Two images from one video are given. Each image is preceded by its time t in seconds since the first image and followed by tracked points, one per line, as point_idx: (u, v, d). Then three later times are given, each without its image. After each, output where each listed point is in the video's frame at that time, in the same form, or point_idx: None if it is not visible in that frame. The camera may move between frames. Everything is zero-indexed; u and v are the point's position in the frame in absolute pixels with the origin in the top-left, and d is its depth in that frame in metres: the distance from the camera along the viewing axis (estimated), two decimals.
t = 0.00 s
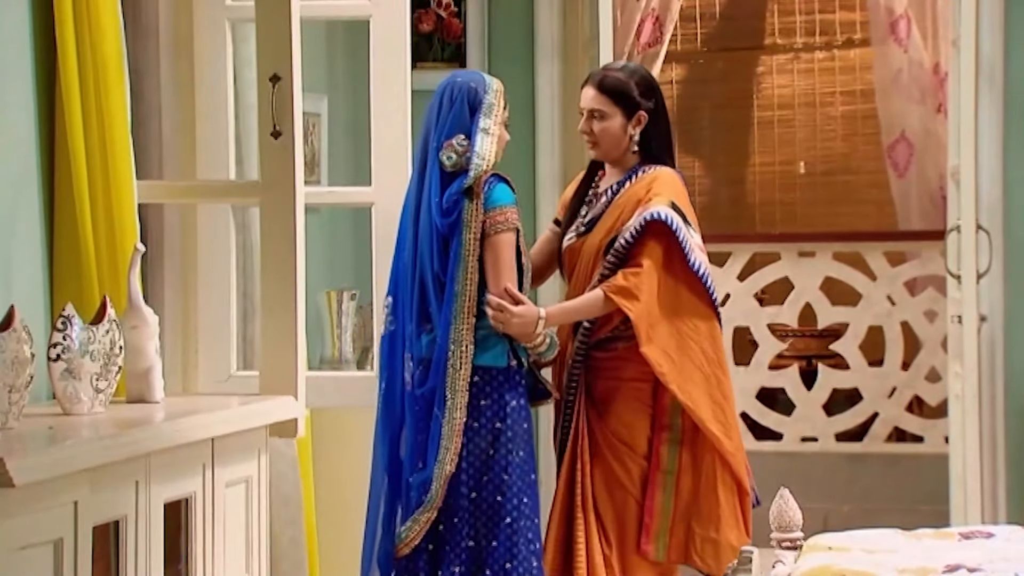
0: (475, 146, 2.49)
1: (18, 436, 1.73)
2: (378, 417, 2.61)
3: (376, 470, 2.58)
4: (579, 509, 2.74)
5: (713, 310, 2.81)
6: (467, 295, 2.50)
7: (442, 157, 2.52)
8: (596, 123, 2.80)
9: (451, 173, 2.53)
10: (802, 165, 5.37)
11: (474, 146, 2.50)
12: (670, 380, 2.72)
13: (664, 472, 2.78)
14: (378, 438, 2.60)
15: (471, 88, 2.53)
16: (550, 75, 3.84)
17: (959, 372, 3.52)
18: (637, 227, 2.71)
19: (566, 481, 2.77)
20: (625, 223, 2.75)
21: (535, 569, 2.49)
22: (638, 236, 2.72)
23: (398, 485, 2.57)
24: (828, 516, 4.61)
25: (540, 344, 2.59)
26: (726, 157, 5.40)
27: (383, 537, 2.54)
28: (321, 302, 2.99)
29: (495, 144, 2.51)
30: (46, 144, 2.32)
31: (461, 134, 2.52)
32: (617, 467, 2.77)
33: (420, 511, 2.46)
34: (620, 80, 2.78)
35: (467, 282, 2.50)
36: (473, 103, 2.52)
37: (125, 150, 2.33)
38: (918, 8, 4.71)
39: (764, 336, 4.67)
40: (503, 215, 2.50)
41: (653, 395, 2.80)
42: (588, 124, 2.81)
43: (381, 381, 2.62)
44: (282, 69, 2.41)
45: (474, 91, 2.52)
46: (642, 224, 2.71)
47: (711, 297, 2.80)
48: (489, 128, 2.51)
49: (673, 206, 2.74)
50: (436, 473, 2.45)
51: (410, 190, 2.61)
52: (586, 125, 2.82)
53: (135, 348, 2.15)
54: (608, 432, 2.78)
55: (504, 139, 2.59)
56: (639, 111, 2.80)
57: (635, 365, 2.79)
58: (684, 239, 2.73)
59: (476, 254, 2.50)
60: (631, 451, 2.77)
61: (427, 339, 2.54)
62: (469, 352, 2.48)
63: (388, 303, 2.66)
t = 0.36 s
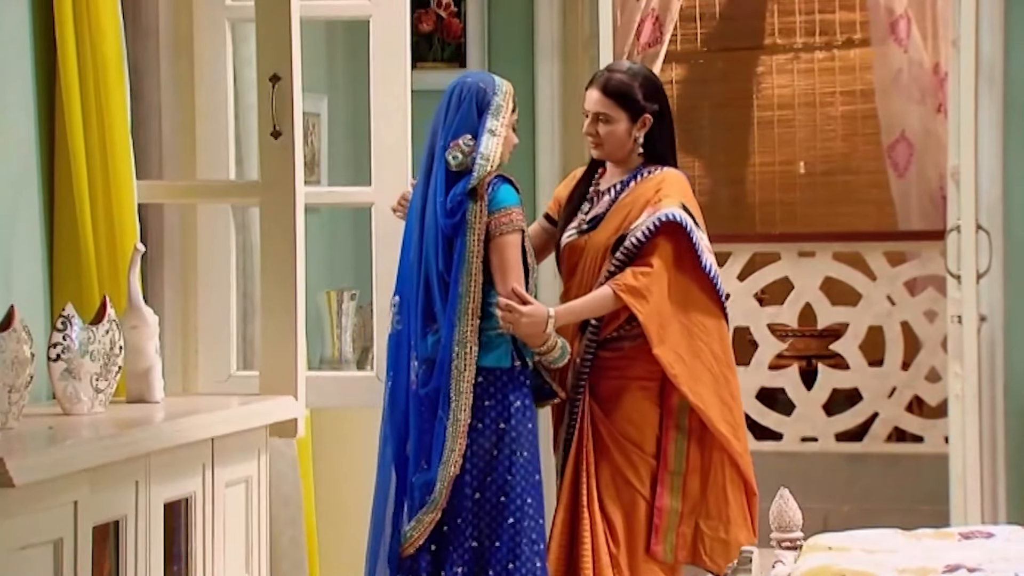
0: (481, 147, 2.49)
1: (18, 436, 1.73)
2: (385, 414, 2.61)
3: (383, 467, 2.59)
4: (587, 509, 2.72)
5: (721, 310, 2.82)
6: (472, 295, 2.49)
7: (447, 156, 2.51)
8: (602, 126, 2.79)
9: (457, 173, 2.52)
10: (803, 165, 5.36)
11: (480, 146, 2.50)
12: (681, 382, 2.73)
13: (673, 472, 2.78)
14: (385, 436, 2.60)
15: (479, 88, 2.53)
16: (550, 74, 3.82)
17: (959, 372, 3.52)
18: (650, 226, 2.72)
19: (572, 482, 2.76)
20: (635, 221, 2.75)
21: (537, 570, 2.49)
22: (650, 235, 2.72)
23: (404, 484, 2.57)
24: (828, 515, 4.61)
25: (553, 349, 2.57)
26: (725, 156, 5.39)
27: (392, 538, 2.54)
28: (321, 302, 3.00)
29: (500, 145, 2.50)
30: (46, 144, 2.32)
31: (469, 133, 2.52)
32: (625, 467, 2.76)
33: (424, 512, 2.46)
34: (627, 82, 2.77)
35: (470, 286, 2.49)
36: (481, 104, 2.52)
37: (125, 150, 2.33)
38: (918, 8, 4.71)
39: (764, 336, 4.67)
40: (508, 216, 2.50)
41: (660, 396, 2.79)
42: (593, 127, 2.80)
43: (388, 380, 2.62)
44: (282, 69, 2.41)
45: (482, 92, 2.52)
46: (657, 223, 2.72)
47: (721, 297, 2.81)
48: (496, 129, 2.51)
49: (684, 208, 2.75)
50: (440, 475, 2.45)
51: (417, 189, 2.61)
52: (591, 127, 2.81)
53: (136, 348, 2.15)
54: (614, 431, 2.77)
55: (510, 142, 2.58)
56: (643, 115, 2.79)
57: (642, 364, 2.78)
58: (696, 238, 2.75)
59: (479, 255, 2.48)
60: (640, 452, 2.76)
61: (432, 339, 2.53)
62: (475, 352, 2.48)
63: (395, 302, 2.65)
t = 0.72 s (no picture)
0: (481, 147, 2.49)
1: (18, 436, 1.73)
2: (387, 414, 2.61)
3: (386, 464, 2.59)
4: (592, 509, 2.71)
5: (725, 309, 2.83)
6: (471, 293, 2.48)
7: (447, 156, 2.51)
8: (602, 130, 2.78)
9: (457, 172, 2.52)
10: (802, 165, 5.36)
11: (481, 147, 2.49)
12: (686, 381, 2.73)
13: (679, 470, 2.78)
14: (388, 436, 2.60)
15: (482, 89, 2.53)
16: (550, 75, 3.82)
17: (959, 372, 3.52)
18: (654, 225, 2.72)
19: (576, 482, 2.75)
20: (637, 220, 2.75)
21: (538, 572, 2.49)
22: (654, 235, 2.71)
23: (406, 483, 2.57)
24: (828, 516, 4.61)
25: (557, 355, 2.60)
26: (725, 156, 5.39)
27: (397, 539, 2.56)
28: (321, 303, 2.99)
29: (501, 147, 2.50)
30: (46, 143, 2.31)
31: (469, 133, 2.52)
32: (631, 466, 2.75)
33: (424, 513, 2.46)
34: (626, 86, 2.75)
35: (468, 287, 2.48)
36: (483, 105, 2.52)
37: (125, 149, 2.33)
38: (918, 8, 4.71)
39: (764, 336, 4.66)
40: (508, 218, 2.49)
41: (665, 394, 2.79)
42: (592, 130, 2.79)
43: (390, 380, 2.62)
44: (282, 69, 2.41)
45: (484, 92, 2.52)
46: (663, 223, 2.72)
47: (724, 296, 2.82)
48: (497, 130, 2.51)
49: (687, 207, 2.75)
50: (441, 477, 2.45)
51: (418, 188, 2.61)
52: (590, 131, 2.80)
53: (135, 348, 2.15)
54: (619, 430, 2.77)
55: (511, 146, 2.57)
56: (642, 117, 2.79)
57: (646, 363, 2.78)
58: (701, 236, 2.75)
59: (477, 255, 2.48)
60: (646, 451, 2.76)
61: (432, 339, 2.54)
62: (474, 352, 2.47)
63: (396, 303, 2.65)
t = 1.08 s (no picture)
0: (477, 147, 2.49)
1: (18, 435, 1.73)
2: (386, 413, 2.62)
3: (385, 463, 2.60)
4: (598, 509, 2.70)
5: (729, 307, 2.82)
6: (464, 291, 2.48)
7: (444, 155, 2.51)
8: (603, 133, 2.77)
9: (454, 172, 2.52)
10: (802, 165, 5.36)
11: (478, 147, 2.50)
12: (690, 379, 2.73)
13: (687, 469, 2.77)
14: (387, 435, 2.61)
15: (484, 90, 2.53)
16: (550, 75, 3.82)
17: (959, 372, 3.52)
18: (656, 225, 2.71)
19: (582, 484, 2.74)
20: (638, 221, 2.74)
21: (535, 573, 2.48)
22: (656, 235, 2.71)
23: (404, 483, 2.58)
24: (828, 516, 4.66)
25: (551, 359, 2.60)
26: (726, 156, 5.38)
27: (398, 535, 2.55)
28: (320, 302, 3.00)
29: (497, 148, 2.50)
30: (46, 143, 2.31)
31: (468, 133, 2.52)
32: (637, 465, 2.75)
33: (420, 513, 2.47)
34: (626, 89, 2.74)
35: (461, 286, 2.48)
36: (484, 106, 2.52)
37: (125, 148, 2.33)
38: (919, 8, 4.70)
39: (764, 336, 4.66)
40: (503, 221, 2.48)
41: (671, 394, 2.79)
42: (593, 133, 2.78)
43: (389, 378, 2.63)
44: (282, 69, 2.41)
45: (487, 94, 2.53)
46: (664, 223, 2.71)
47: (727, 293, 2.81)
48: (496, 132, 2.51)
49: (687, 207, 2.75)
50: (436, 479, 2.45)
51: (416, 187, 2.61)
52: (590, 133, 2.79)
53: (135, 348, 2.15)
54: (625, 430, 2.76)
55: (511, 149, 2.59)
56: (643, 119, 2.79)
57: (651, 363, 2.78)
58: (702, 235, 2.74)
59: (469, 254, 2.48)
60: (652, 450, 2.75)
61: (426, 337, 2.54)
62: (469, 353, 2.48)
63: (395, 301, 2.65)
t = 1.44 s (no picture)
0: (474, 146, 2.49)
1: (18, 435, 1.73)
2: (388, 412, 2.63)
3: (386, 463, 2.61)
4: (603, 507, 2.65)
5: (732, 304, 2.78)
6: (456, 288, 2.48)
7: (442, 153, 2.51)
8: (605, 134, 2.74)
9: (452, 171, 2.52)
10: (802, 164, 5.35)
11: (475, 147, 2.49)
12: (694, 376, 2.69)
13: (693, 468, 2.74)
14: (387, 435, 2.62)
15: (488, 90, 2.52)
16: (550, 74, 3.82)
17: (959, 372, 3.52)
18: (659, 223, 2.67)
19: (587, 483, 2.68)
20: (640, 220, 2.71)
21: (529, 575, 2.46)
22: (659, 233, 2.67)
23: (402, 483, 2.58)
24: (828, 514, 4.63)
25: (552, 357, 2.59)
26: (726, 156, 5.39)
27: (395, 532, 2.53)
28: (321, 302, 2.98)
29: (495, 149, 2.50)
30: (46, 142, 2.32)
31: (467, 133, 2.52)
32: (642, 465, 2.70)
33: (412, 513, 2.47)
34: (628, 91, 2.71)
35: (452, 283, 2.48)
36: (484, 106, 2.51)
37: (124, 148, 2.34)
38: (918, 8, 4.70)
39: (764, 335, 4.66)
40: (497, 221, 2.47)
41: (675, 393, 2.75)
42: (594, 134, 2.75)
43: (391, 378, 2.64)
44: (282, 70, 2.41)
45: (489, 94, 2.51)
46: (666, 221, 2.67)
47: (729, 290, 2.77)
48: (495, 133, 2.51)
49: (689, 204, 2.71)
50: (426, 479, 2.46)
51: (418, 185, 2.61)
52: (591, 134, 2.76)
53: (135, 348, 2.16)
54: (630, 429, 2.72)
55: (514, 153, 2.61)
56: (643, 120, 2.77)
57: (656, 363, 2.74)
58: (704, 232, 2.71)
59: (460, 252, 2.47)
60: (657, 449, 2.71)
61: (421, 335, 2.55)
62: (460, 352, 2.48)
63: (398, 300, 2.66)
